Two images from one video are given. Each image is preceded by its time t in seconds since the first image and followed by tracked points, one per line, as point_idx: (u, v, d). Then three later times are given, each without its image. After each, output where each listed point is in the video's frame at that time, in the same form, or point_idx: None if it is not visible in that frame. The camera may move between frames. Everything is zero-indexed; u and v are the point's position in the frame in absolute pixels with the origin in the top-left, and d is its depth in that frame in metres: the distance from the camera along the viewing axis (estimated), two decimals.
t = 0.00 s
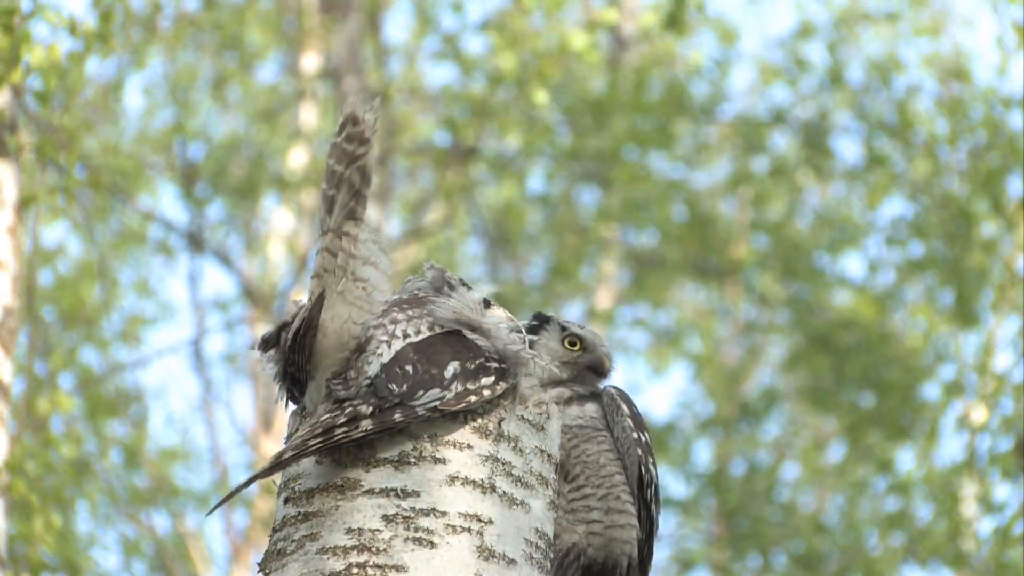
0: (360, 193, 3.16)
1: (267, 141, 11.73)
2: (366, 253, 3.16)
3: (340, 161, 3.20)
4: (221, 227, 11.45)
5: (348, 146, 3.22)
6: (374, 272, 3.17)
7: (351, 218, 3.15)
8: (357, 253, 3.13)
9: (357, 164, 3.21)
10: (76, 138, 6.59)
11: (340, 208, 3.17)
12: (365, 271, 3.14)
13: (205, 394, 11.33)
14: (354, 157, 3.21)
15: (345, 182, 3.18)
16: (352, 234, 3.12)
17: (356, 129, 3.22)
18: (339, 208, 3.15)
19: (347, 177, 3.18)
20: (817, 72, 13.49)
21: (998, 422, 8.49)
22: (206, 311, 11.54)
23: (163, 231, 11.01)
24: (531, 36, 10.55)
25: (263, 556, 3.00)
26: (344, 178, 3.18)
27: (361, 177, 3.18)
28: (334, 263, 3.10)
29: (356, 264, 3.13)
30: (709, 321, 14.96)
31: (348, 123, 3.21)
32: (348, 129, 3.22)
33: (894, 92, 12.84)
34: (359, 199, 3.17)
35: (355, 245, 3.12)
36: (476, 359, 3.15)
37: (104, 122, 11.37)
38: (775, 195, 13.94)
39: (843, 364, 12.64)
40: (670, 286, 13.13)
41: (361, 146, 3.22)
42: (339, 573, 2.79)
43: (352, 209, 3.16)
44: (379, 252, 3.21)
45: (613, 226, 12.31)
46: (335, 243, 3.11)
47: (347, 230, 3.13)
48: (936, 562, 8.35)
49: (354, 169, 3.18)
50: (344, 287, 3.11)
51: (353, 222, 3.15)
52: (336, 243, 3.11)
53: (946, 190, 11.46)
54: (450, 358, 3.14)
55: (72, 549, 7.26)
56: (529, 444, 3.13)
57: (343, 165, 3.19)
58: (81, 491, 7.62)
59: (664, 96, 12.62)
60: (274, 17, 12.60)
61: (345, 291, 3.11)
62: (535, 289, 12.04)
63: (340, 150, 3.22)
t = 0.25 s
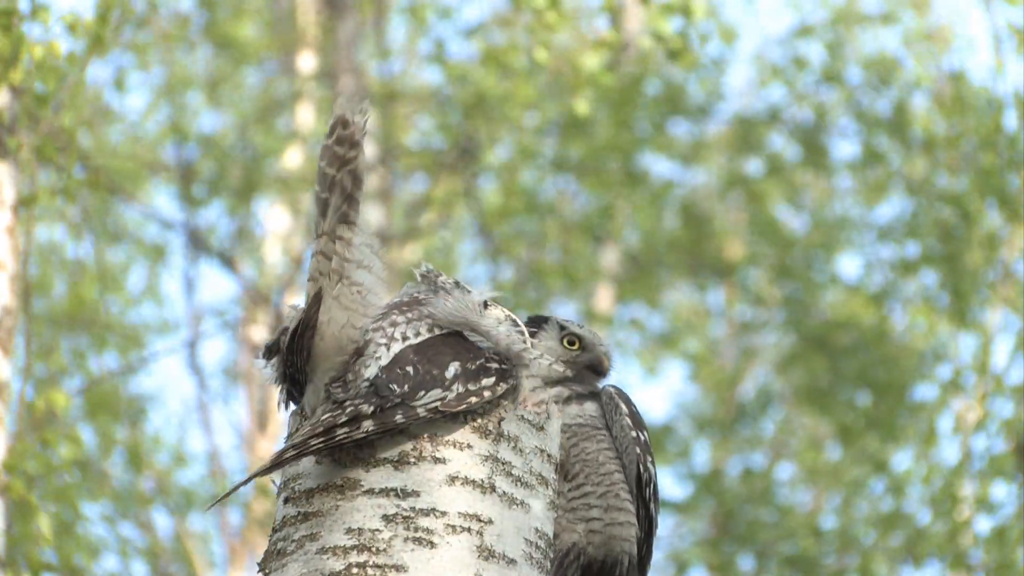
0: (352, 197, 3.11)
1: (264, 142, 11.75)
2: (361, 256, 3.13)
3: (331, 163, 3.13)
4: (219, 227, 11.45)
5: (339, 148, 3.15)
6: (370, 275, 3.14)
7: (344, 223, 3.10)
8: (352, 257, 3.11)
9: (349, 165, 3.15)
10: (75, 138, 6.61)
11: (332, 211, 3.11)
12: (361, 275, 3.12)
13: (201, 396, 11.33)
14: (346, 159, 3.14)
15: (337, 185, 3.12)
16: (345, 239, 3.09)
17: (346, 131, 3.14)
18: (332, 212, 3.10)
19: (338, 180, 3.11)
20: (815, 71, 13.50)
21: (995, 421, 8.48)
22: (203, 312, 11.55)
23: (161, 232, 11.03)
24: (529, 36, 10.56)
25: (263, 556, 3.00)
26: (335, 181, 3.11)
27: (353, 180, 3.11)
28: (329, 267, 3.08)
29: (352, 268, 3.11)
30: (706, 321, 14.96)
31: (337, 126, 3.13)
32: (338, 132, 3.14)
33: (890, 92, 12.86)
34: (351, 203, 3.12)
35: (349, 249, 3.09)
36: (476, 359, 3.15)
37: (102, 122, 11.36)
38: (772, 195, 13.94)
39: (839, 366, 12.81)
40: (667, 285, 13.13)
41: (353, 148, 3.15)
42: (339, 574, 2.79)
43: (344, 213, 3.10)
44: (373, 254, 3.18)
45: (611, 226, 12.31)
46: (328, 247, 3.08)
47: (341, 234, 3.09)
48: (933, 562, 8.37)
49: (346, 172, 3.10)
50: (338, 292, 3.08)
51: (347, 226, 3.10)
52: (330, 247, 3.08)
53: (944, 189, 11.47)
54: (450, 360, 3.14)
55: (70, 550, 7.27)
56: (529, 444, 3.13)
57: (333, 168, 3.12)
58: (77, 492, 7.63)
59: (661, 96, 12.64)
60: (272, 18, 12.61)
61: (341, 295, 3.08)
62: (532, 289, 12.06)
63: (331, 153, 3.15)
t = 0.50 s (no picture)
0: (355, 199, 3.15)
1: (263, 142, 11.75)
2: (364, 259, 3.16)
3: (334, 166, 3.18)
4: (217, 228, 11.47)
5: (342, 151, 3.19)
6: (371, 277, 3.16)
7: (346, 224, 3.13)
8: (353, 259, 3.14)
9: (351, 168, 3.19)
10: (73, 139, 6.61)
11: (334, 214, 3.15)
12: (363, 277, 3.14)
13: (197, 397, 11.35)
14: (348, 162, 3.19)
15: (339, 187, 3.17)
16: (347, 240, 3.12)
17: (349, 134, 3.20)
18: (333, 214, 3.13)
19: (341, 182, 3.17)
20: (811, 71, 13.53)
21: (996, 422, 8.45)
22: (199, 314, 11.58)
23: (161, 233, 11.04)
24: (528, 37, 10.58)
25: (264, 556, 3.00)
26: (338, 183, 3.17)
27: (355, 182, 3.17)
28: (331, 269, 3.12)
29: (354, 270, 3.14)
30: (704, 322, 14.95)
31: (340, 129, 3.19)
32: (340, 135, 3.20)
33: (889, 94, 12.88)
34: (354, 204, 3.16)
35: (351, 251, 3.12)
36: (477, 360, 3.16)
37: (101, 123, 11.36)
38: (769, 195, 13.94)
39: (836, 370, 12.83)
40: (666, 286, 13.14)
41: (355, 151, 3.20)
42: (339, 574, 2.79)
43: (347, 215, 3.14)
44: (376, 256, 3.21)
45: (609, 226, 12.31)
46: (330, 249, 3.11)
47: (343, 235, 3.12)
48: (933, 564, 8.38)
49: (349, 174, 3.16)
50: (341, 293, 3.12)
51: (348, 228, 3.13)
52: (332, 249, 3.11)
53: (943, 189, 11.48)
54: (451, 360, 3.14)
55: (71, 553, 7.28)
56: (529, 444, 3.12)
57: (337, 170, 3.17)
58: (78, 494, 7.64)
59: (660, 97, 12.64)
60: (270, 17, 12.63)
61: (343, 297, 3.11)
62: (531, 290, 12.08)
63: (333, 155, 3.20)
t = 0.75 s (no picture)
0: (358, 199, 3.10)
1: (260, 143, 11.74)
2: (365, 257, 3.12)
3: (339, 164, 3.10)
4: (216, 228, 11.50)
5: (347, 149, 3.12)
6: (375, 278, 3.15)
7: (350, 224, 3.07)
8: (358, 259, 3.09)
9: (357, 166, 3.12)
10: (70, 139, 6.60)
11: (339, 212, 3.09)
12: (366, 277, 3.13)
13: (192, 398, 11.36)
14: (354, 160, 3.12)
15: (344, 186, 3.10)
16: (352, 240, 3.06)
17: (354, 133, 3.12)
18: (338, 213, 3.07)
19: (346, 181, 3.09)
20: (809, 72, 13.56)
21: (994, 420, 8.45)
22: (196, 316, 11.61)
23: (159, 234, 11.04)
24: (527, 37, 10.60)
25: (263, 556, 3.01)
26: (343, 181, 3.09)
27: (360, 181, 3.10)
28: (335, 267, 3.06)
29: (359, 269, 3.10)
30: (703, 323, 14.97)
31: (346, 127, 3.11)
32: (345, 133, 3.12)
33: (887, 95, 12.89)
34: (357, 204, 3.10)
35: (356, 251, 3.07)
36: (479, 361, 3.17)
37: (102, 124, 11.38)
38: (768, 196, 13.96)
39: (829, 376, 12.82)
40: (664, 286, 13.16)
41: (360, 149, 3.12)
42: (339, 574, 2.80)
43: (351, 214, 3.08)
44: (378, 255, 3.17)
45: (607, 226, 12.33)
46: (333, 247, 3.05)
47: (347, 234, 3.06)
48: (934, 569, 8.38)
49: (353, 173, 3.08)
50: (345, 291, 3.08)
51: (353, 227, 3.07)
52: (336, 247, 3.05)
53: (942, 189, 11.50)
54: (453, 360, 3.15)
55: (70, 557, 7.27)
56: (530, 444, 3.13)
57: (342, 169, 3.09)
58: (76, 497, 7.64)
59: (658, 98, 12.63)
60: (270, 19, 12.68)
61: (345, 296, 3.08)
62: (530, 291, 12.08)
63: (338, 154, 3.12)
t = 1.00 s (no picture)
0: (348, 198, 3.13)
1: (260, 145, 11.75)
2: (358, 257, 3.14)
3: (327, 163, 3.17)
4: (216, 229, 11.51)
5: (335, 150, 3.18)
6: (370, 278, 3.14)
7: (340, 223, 3.11)
8: (349, 257, 3.11)
9: (345, 166, 3.18)
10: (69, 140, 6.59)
11: (329, 212, 3.13)
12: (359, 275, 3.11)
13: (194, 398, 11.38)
14: (341, 160, 3.18)
15: (333, 186, 3.15)
16: (342, 239, 3.10)
17: (341, 133, 3.20)
18: (328, 212, 3.11)
19: (334, 180, 3.14)
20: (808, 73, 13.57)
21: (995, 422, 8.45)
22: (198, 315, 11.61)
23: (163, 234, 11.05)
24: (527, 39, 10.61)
25: (263, 555, 3.01)
26: (332, 181, 3.14)
27: (348, 180, 3.14)
28: (327, 268, 3.09)
29: (350, 268, 3.11)
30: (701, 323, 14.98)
31: (333, 127, 3.19)
32: (333, 133, 3.19)
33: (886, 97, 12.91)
34: (347, 204, 3.14)
35: (346, 249, 3.10)
36: (480, 362, 3.14)
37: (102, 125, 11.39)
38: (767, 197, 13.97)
39: (819, 383, 12.78)
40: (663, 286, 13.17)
41: (347, 149, 3.19)
42: (339, 574, 2.80)
43: (341, 213, 3.11)
44: (371, 255, 3.19)
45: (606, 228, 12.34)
46: (324, 247, 3.09)
47: (338, 234, 3.10)
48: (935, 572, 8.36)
49: (341, 172, 3.14)
50: (338, 290, 3.08)
51: (343, 226, 3.11)
52: (328, 247, 3.09)
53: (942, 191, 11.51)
54: (452, 360, 3.14)
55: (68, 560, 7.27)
56: (529, 444, 3.13)
57: (330, 168, 3.15)
58: (76, 498, 7.64)
59: (656, 101, 12.65)
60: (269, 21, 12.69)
61: (340, 293, 3.07)
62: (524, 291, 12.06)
63: (327, 153, 3.19)
